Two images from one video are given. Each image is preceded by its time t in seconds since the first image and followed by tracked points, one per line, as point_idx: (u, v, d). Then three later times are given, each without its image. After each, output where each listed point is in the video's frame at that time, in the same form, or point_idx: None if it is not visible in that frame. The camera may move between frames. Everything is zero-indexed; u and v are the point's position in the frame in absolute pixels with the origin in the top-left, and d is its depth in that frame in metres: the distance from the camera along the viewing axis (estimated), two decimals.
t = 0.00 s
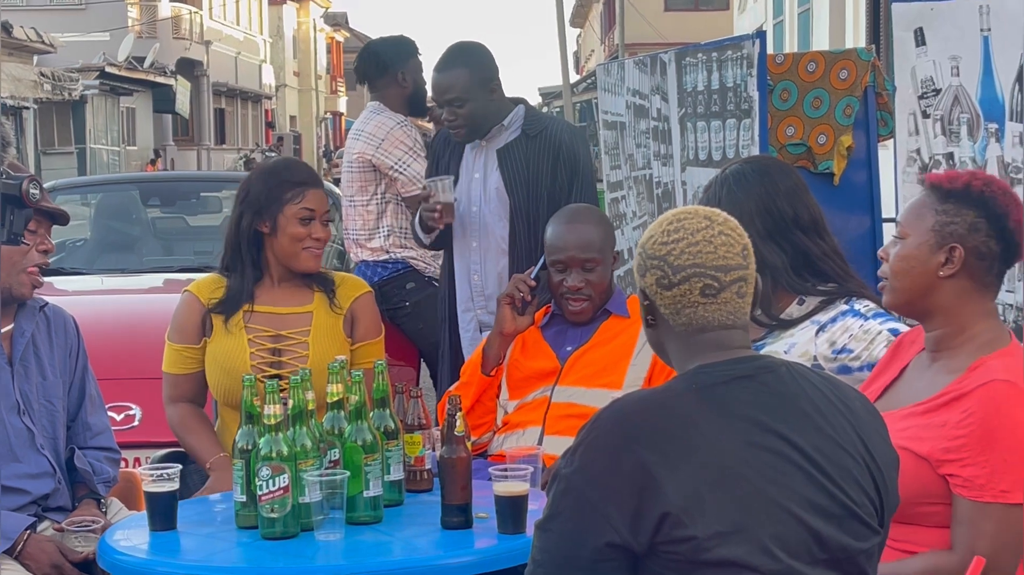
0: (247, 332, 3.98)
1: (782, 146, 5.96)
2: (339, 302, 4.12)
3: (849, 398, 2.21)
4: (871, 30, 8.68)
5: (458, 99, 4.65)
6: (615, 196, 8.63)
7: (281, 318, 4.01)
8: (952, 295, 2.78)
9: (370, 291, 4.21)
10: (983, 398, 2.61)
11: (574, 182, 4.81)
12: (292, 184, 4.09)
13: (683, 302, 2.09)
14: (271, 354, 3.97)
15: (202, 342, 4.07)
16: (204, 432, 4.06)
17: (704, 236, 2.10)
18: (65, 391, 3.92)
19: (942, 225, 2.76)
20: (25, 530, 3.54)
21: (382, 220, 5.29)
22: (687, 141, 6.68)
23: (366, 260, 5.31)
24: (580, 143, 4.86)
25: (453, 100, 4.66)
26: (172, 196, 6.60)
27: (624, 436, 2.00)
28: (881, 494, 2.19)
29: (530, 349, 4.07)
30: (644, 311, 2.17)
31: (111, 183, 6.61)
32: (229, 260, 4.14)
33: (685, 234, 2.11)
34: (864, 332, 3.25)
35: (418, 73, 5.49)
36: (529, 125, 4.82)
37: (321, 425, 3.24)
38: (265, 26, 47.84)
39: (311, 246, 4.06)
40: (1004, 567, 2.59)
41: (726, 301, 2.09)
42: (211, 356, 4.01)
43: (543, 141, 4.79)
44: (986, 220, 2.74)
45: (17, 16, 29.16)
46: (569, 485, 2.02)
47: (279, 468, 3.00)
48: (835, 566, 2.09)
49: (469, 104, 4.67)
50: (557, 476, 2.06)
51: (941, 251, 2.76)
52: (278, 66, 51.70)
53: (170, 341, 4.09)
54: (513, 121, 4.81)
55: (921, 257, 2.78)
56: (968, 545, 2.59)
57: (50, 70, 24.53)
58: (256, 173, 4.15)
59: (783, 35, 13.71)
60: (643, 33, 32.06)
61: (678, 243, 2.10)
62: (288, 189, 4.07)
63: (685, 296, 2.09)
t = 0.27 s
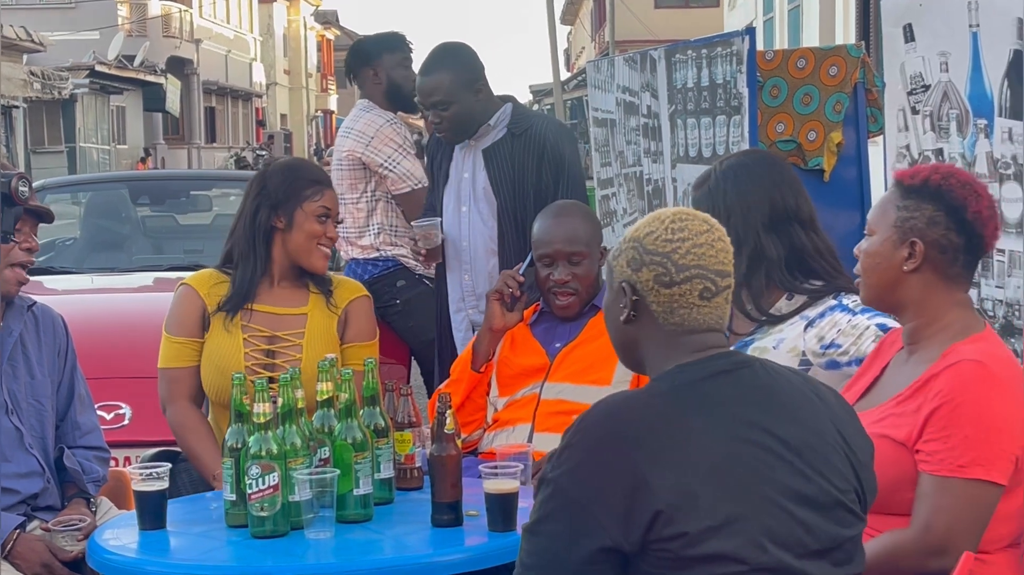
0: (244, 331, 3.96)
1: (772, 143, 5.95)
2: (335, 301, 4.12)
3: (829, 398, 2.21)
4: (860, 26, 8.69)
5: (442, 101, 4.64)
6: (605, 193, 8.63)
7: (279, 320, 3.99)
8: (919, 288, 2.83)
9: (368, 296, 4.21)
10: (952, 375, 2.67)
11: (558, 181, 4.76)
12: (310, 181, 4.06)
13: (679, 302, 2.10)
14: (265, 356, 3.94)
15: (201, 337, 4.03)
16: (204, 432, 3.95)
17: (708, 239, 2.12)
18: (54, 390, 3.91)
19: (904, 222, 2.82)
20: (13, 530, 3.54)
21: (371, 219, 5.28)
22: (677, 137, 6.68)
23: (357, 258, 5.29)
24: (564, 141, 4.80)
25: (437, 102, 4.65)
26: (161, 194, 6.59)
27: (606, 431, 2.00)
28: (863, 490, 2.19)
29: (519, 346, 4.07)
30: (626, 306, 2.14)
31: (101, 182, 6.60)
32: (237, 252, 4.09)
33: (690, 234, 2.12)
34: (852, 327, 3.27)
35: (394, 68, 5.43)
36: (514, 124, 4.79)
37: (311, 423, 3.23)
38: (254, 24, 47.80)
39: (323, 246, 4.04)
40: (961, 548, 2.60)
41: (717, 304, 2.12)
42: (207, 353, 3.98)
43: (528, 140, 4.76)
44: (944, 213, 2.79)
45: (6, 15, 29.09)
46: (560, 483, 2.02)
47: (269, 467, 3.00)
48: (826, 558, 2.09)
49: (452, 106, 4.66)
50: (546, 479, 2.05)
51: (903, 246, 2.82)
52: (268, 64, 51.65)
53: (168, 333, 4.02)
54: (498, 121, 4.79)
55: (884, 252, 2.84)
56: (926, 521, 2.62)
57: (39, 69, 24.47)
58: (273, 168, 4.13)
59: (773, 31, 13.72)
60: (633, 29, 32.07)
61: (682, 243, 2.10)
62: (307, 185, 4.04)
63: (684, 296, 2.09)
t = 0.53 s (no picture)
0: (238, 327, 3.94)
1: (761, 140, 5.96)
2: (329, 298, 4.11)
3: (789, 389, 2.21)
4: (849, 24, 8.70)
5: (430, 99, 4.65)
6: (595, 191, 8.63)
7: (272, 314, 3.98)
8: (891, 285, 2.85)
9: (361, 295, 4.19)
10: (920, 366, 2.68)
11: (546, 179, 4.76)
12: (305, 178, 4.07)
13: (648, 304, 2.09)
14: (259, 350, 3.92)
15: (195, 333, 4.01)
16: (195, 427, 3.93)
17: (681, 245, 2.12)
18: (42, 389, 3.90)
19: (872, 222, 2.84)
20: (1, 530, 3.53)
21: (360, 217, 5.28)
22: (666, 134, 6.67)
23: (346, 256, 5.31)
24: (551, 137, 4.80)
25: (427, 99, 4.66)
26: (150, 193, 6.58)
27: (570, 422, 2.00)
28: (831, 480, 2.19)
29: (509, 344, 4.06)
30: (592, 302, 2.12)
31: (89, 181, 6.59)
32: (231, 249, 4.08)
33: (664, 237, 2.11)
34: (837, 319, 3.25)
35: (379, 68, 5.43)
36: (502, 122, 4.79)
37: (299, 422, 3.23)
38: (243, 22, 47.73)
39: (318, 243, 4.04)
40: (928, 538, 2.58)
41: (682, 309, 2.12)
42: (201, 347, 3.96)
43: (516, 138, 4.76)
44: (911, 210, 2.81)
45: None
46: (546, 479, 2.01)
47: (257, 466, 3.00)
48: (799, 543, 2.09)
49: (439, 104, 4.67)
50: (518, 479, 2.04)
51: (874, 245, 2.84)
52: (258, 62, 51.61)
53: (162, 329, 4.00)
54: (487, 120, 4.78)
55: (854, 251, 2.86)
56: (895, 512, 2.61)
57: (28, 68, 24.41)
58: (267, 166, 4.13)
59: (762, 28, 13.73)
60: (623, 27, 32.07)
61: (657, 245, 2.10)
62: (303, 183, 4.05)
63: (653, 298, 2.09)
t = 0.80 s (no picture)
0: (232, 320, 3.94)
1: (749, 137, 5.96)
2: (324, 294, 4.10)
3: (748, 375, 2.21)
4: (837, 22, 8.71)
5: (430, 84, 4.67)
6: (583, 188, 8.63)
7: (267, 308, 3.97)
8: (867, 287, 2.78)
9: (354, 293, 4.18)
10: (905, 359, 2.61)
11: (541, 178, 4.76)
12: (286, 174, 4.05)
13: (610, 306, 2.10)
14: (253, 342, 3.92)
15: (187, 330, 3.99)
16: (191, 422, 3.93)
17: (640, 247, 2.13)
18: (29, 388, 3.90)
19: (840, 223, 2.78)
20: None
21: (348, 215, 5.28)
22: (655, 132, 6.67)
23: (334, 254, 5.32)
24: (548, 139, 4.77)
25: (425, 85, 4.68)
26: (138, 191, 6.58)
27: (529, 419, 1.99)
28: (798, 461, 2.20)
29: (497, 342, 4.06)
30: (553, 303, 2.12)
31: (76, 180, 6.58)
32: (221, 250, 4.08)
33: (624, 240, 2.12)
34: (823, 311, 3.24)
35: (368, 66, 5.42)
36: (500, 119, 4.78)
37: (287, 420, 3.22)
38: (232, 20, 47.67)
39: (306, 238, 4.03)
40: (927, 531, 2.51)
41: (640, 310, 2.13)
42: (196, 339, 3.95)
43: (514, 135, 4.75)
44: (877, 212, 2.74)
45: None
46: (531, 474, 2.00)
47: (245, 464, 2.99)
48: (767, 521, 2.09)
49: (436, 92, 4.69)
50: (487, 475, 2.03)
51: (844, 248, 2.78)
52: (247, 61, 51.55)
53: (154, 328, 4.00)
54: (485, 116, 4.79)
55: (827, 256, 2.80)
56: (889, 505, 2.53)
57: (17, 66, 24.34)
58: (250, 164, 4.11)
59: (750, 25, 13.74)
60: (612, 25, 32.07)
61: (618, 248, 2.11)
62: (283, 179, 4.03)
63: (615, 300, 2.10)
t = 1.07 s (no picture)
0: (228, 313, 3.93)
1: (739, 135, 5.97)
2: (319, 290, 4.10)
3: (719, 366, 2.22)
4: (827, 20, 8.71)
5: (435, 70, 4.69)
6: (574, 186, 8.63)
7: (264, 302, 3.97)
8: (833, 288, 2.77)
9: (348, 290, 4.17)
10: (873, 355, 2.61)
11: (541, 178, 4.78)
12: (263, 179, 4.02)
13: (580, 306, 2.12)
14: (250, 334, 3.92)
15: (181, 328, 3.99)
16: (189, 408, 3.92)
17: (604, 247, 2.15)
18: (18, 387, 3.89)
19: (800, 227, 2.77)
20: None
21: (337, 213, 5.26)
22: (644, 129, 6.67)
23: (324, 253, 5.31)
24: (551, 140, 4.82)
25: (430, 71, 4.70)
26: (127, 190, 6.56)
27: (508, 414, 1.99)
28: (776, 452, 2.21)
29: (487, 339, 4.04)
30: (523, 307, 2.14)
31: (65, 178, 6.56)
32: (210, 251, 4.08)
33: (589, 241, 2.14)
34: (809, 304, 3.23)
35: (358, 64, 5.40)
36: (503, 117, 4.81)
37: (275, 418, 3.22)
38: (221, 18, 47.61)
39: (286, 239, 4.01)
40: (899, 523, 2.52)
41: (608, 309, 2.16)
42: (192, 332, 3.94)
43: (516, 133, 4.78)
44: (834, 217, 2.71)
45: None
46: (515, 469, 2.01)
47: (233, 462, 2.99)
48: (745, 508, 2.10)
49: (440, 79, 4.71)
50: (465, 474, 2.03)
51: (806, 250, 2.77)
52: (237, 59, 51.51)
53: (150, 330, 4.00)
54: (487, 113, 4.83)
55: (791, 258, 2.80)
56: (861, 501, 2.55)
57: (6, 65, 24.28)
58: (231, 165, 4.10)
59: (741, 23, 13.75)
60: (603, 22, 32.06)
61: (584, 249, 2.13)
62: (260, 183, 4.02)
63: (586, 300, 2.11)
